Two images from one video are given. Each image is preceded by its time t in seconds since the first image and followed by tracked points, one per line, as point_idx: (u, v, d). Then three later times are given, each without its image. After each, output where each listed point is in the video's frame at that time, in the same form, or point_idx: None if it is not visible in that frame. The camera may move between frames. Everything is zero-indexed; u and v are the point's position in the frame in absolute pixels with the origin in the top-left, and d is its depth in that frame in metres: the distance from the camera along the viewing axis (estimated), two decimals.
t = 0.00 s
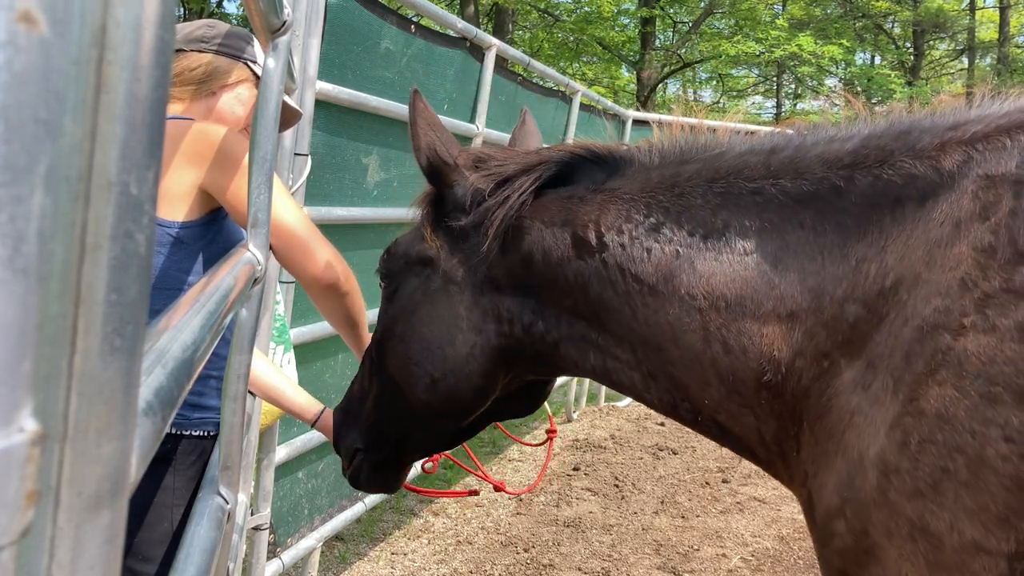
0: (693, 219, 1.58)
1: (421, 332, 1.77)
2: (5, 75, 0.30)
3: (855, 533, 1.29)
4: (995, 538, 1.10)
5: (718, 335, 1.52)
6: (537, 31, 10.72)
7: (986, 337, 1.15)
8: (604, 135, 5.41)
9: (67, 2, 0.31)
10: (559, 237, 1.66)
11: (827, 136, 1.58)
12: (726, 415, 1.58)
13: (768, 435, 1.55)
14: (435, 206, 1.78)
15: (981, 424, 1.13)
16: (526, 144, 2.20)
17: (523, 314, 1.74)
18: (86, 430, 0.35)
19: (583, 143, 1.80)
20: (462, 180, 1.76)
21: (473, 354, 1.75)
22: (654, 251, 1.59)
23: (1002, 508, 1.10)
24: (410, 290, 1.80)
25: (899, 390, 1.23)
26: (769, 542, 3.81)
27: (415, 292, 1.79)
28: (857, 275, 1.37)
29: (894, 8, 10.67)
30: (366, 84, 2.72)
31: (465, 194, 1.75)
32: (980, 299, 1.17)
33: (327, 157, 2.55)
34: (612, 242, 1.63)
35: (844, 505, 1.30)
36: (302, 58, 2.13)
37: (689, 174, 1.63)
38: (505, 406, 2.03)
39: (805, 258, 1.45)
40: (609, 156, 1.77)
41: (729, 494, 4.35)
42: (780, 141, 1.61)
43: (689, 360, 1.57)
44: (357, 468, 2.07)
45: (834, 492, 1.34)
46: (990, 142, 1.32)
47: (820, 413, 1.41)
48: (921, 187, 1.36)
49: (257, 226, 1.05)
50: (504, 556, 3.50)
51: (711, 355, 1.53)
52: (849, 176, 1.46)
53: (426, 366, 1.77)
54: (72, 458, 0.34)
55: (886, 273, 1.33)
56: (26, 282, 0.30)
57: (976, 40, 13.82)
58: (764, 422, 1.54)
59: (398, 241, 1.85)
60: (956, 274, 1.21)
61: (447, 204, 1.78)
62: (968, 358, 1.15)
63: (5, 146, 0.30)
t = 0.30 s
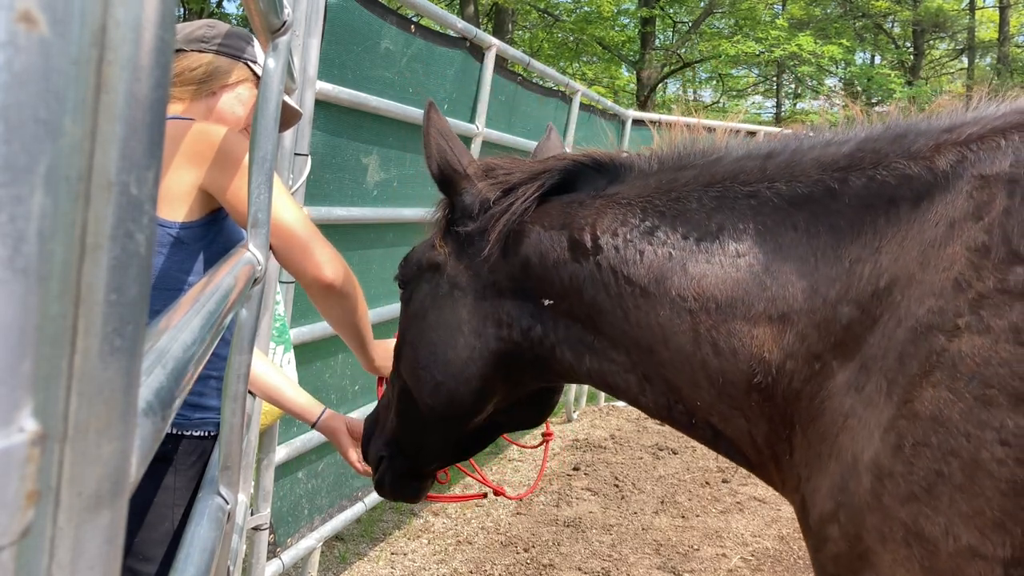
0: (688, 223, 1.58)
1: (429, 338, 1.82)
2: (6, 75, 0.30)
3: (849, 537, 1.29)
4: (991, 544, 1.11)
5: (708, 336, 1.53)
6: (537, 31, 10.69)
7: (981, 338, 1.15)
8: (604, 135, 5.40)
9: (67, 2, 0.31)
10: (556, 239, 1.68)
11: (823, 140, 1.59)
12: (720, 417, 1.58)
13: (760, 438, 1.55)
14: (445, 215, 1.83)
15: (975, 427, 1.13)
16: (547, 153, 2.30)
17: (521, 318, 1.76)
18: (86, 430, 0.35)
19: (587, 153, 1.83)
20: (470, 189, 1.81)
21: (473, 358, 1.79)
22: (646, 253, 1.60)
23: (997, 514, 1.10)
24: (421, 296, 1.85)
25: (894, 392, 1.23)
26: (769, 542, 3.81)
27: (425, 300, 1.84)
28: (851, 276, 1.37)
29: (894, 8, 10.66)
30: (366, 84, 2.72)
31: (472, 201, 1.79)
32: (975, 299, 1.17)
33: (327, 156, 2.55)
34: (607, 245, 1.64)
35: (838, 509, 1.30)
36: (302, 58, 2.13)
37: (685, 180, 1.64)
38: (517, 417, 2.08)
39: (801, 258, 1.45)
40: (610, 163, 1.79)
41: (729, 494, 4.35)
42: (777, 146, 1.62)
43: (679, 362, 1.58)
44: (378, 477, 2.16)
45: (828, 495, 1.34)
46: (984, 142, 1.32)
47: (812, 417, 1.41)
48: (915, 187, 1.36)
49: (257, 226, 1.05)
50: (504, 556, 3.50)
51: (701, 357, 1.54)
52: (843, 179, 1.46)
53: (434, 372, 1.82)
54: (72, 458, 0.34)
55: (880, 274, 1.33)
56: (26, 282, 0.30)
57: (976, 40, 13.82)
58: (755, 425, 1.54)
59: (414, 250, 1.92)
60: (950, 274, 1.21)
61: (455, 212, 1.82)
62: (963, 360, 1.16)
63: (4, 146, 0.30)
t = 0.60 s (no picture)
0: (686, 226, 1.63)
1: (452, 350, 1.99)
2: (6, 75, 0.29)
3: (843, 539, 1.28)
4: (990, 549, 1.10)
5: (700, 337, 1.55)
6: (537, 31, 10.67)
7: (977, 342, 1.14)
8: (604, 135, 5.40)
9: (67, 3, 0.31)
10: (560, 242, 1.79)
11: (823, 143, 1.61)
12: (715, 418, 1.61)
13: (754, 439, 1.57)
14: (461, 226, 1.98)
15: (972, 433, 1.12)
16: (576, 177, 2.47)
17: (529, 322, 1.88)
18: (86, 430, 0.35)
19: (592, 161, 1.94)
20: (484, 205, 1.96)
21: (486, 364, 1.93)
22: (642, 255, 1.66)
23: (995, 519, 1.09)
24: (446, 310, 2.02)
25: (889, 394, 1.22)
26: (769, 542, 3.81)
27: (448, 311, 2.00)
28: (848, 276, 1.38)
29: (894, 8, 10.65)
30: (366, 84, 2.72)
31: (486, 214, 1.95)
32: (970, 301, 1.16)
33: (327, 157, 2.55)
34: (606, 248, 1.72)
35: (833, 511, 1.30)
36: (302, 58, 2.13)
37: (686, 186, 1.70)
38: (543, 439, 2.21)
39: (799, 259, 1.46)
40: (615, 169, 1.90)
41: (729, 494, 4.35)
42: (777, 150, 1.66)
43: (673, 362, 1.62)
44: (435, 503, 2.43)
45: (823, 496, 1.34)
46: (982, 143, 1.31)
47: (805, 420, 1.42)
48: (914, 188, 1.37)
49: (257, 227, 1.05)
50: (504, 556, 3.50)
51: (693, 357, 1.57)
52: (841, 181, 1.48)
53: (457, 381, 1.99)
54: (71, 458, 0.34)
55: (877, 274, 1.33)
56: (26, 282, 0.30)
57: (976, 40, 13.80)
58: (749, 426, 1.56)
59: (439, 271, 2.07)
60: (946, 276, 1.20)
61: (473, 226, 1.97)
62: (959, 364, 1.15)
63: (4, 146, 0.30)
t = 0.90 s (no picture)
0: (694, 236, 1.65)
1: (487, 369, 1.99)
2: (6, 75, 0.29)
3: (836, 541, 1.29)
4: (982, 550, 1.10)
5: (701, 342, 1.57)
6: (537, 31, 10.66)
7: (969, 337, 1.14)
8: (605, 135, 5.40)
9: (67, 4, 0.31)
10: (574, 253, 1.81)
11: (828, 154, 1.62)
12: (718, 425, 1.63)
13: (754, 444, 1.58)
14: (488, 251, 2.01)
15: (965, 429, 1.12)
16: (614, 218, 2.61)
17: (551, 334, 1.88)
18: (87, 430, 0.35)
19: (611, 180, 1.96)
20: (507, 232, 2.00)
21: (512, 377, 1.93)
22: (650, 263, 1.68)
23: (989, 519, 1.09)
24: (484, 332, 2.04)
25: (883, 394, 1.22)
26: (769, 542, 3.81)
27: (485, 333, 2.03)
28: (842, 278, 1.39)
29: (894, 8, 10.65)
30: (366, 83, 2.72)
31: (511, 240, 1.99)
32: (963, 297, 1.16)
33: (327, 156, 2.55)
34: (618, 257, 1.74)
35: (826, 513, 1.30)
36: (302, 58, 2.13)
37: (696, 198, 1.71)
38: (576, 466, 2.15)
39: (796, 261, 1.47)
40: (632, 185, 1.92)
41: (729, 494, 4.35)
42: (784, 162, 1.67)
43: (677, 368, 1.64)
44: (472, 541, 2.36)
45: (818, 498, 1.34)
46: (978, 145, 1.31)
47: (800, 423, 1.42)
48: (910, 192, 1.37)
49: (257, 226, 1.05)
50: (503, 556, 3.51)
51: (694, 361, 1.59)
52: (841, 188, 1.48)
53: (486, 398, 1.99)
54: (72, 458, 0.34)
55: (870, 277, 1.34)
56: (25, 282, 0.30)
57: (976, 40, 13.80)
58: (748, 430, 1.57)
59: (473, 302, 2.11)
60: (939, 274, 1.20)
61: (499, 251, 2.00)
62: (951, 360, 1.15)
63: (5, 146, 0.30)
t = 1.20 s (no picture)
0: (705, 231, 1.72)
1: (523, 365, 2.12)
2: (5, 74, 0.30)
3: (833, 541, 1.30)
4: (979, 561, 1.10)
5: (705, 336, 1.63)
6: (536, 31, 10.64)
7: (967, 348, 1.13)
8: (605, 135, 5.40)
9: (67, 4, 0.31)
10: (594, 243, 1.92)
11: (843, 151, 1.65)
12: (723, 420, 1.68)
13: (756, 442, 1.62)
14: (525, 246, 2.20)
15: (961, 444, 1.12)
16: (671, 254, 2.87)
17: (573, 325, 1.98)
18: (87, 429, 0.35)
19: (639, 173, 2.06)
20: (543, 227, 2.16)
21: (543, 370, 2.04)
22: (662, 256, 1.76)
23: (985, 531, 1.09)
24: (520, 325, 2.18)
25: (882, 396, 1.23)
26: (769, 542, 3.81)
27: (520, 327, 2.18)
28: (844, 276, 1.41)
29: (894, 8, 10.64)
30: (366, 83, 2.71)
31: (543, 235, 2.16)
32: (961, 305, 1.15)
33: (327, 156, 2.55)
34: (634, 249, 1.82)
35: (824, 514, 1.32)
36: (302, 58, 2.13)
37: (713, 194, 1.77)
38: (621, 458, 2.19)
39: (797, 257, 1.52)
40: (658, 178, 2.01)
41: (729, 494, 4.35)
42: (802, 158, 1.71)
43: (683, 362, 1.70)
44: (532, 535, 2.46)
45: (816, 498, 1.36)
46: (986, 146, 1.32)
47: (802, 424, 1.46)
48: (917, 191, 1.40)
49: (258, 226, 1.05)
50: (503, 556, 3.51)
51: (697, 355, 1.65)
52: (851, 187, 1.52)
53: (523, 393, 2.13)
54: (71, 457, 0.34)
55: (871, 275, 1.36)
56: (25, 282, 0.30)
57: (976, 40, 13.78)
58: (750, 428, 1.61)
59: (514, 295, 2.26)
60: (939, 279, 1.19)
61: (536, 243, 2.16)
62: (948, 369, 1.14)
63: (5, 146, 0.30)
